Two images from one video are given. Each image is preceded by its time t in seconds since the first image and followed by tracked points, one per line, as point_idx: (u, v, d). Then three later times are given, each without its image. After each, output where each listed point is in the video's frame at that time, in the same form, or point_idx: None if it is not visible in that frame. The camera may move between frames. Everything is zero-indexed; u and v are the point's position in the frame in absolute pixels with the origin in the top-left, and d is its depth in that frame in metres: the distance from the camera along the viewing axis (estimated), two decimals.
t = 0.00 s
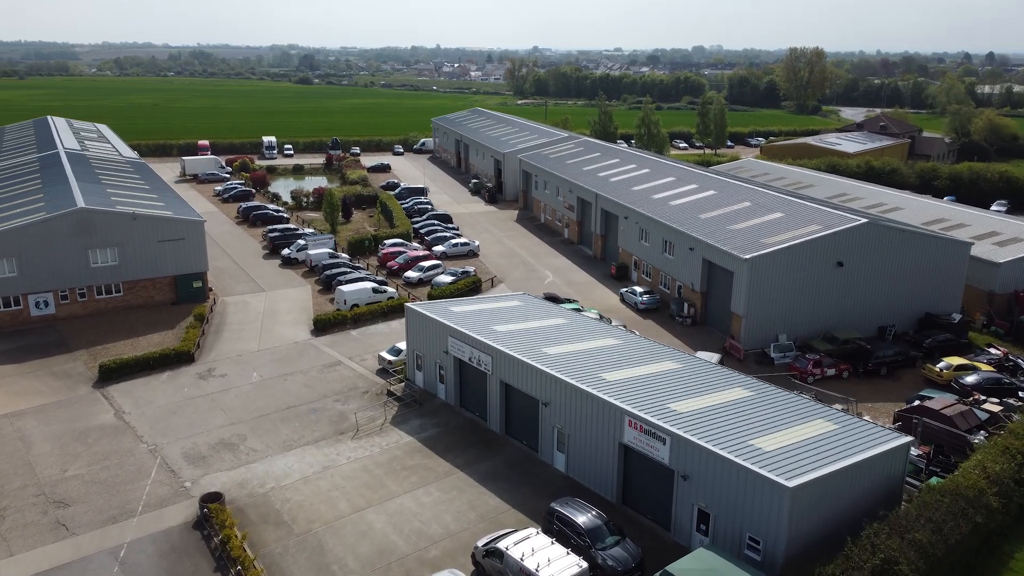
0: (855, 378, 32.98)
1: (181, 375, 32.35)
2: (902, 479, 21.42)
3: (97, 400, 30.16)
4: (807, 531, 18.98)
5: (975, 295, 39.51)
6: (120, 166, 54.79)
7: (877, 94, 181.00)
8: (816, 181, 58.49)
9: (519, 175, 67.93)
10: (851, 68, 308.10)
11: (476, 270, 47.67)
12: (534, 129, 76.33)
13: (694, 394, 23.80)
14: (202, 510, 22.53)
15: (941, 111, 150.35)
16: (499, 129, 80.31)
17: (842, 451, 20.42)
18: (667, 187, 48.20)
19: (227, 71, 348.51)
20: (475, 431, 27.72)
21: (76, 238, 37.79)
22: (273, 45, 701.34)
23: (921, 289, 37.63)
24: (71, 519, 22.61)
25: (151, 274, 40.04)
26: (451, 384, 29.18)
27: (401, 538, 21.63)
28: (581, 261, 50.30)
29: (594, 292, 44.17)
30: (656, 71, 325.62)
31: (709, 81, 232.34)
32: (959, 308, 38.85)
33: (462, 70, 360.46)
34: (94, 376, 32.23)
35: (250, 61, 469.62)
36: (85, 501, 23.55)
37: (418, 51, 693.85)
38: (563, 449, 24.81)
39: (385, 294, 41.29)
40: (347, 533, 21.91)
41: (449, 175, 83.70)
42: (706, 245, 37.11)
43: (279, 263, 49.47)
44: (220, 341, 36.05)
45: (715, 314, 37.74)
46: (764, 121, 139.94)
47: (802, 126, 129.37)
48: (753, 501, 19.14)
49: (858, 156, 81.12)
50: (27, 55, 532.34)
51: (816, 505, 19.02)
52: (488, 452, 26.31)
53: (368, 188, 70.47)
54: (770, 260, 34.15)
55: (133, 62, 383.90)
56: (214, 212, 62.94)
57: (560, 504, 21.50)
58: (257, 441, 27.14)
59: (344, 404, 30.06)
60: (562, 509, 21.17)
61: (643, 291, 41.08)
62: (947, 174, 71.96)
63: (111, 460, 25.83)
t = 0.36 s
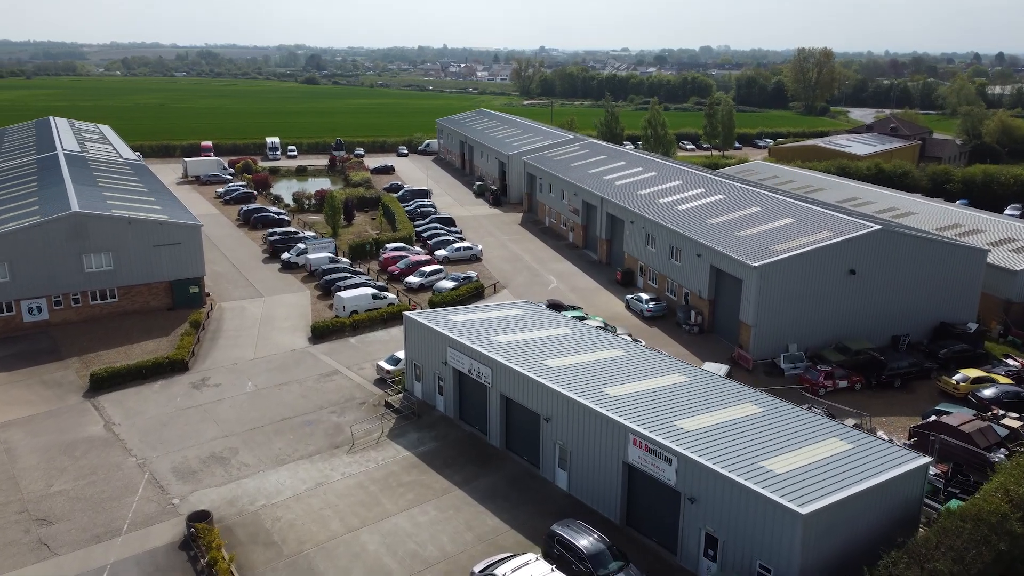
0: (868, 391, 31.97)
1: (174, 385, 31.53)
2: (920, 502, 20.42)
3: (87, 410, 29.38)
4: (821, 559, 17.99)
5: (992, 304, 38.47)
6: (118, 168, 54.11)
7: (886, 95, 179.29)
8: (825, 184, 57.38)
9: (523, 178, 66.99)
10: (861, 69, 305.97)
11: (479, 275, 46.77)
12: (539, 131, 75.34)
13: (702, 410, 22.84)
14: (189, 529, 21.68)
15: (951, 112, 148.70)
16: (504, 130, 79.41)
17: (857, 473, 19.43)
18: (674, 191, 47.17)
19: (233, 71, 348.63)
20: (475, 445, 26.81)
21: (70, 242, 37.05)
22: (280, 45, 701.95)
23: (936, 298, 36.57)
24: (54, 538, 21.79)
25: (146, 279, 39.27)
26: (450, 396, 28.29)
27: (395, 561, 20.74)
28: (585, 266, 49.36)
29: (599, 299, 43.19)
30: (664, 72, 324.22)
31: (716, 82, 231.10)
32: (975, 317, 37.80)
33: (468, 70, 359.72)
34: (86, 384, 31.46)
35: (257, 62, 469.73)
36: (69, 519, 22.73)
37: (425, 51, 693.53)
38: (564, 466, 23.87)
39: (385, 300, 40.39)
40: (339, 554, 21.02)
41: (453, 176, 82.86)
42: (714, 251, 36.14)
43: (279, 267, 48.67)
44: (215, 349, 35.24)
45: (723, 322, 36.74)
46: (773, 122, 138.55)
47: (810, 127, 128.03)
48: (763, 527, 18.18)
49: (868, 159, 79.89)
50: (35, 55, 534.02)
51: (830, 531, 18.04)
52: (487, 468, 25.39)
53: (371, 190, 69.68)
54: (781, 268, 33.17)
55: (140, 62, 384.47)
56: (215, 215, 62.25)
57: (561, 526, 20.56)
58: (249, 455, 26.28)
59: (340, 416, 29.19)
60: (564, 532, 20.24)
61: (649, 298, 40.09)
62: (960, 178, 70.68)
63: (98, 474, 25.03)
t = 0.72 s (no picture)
0: (883, 403, 30.88)
1: (167, 394, 30.71)
2: (941, 526, 19.37)
3: (77, 420, 28.56)
4: None
5: (1009, 312, 37.42)
6: (118, 170, 53.37)
7: (896, 96, 177.69)
8: (836, 187, 56.40)
9: (529, 180, 66.04)
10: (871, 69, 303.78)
11: (482, 280, 45.83)
12: (545, 132, 74.39)
13: (711, 427, 21.85)
14: (174, 549, 20.77)
15: (963, 113, 147.03)
16: (509, 131, 78.49)
17: (875, 497, 18.42)
18: (682, 194, 46.15)
19: (240, 71, 348.79)
20: (474, 459, 25.86)
21: (64, 246, 36.24)
22: (288, 45, 701.92)
23: (952, 306, 35.48)
24: (35, 557, 20.95)
25: (142, 284, 38.44)
26: (450, 408, 27.37)
27: None
28: (591, 271, 48.38)
29: (605, 305, 42.19)
30: (670, 71, 322.96)
31: (724, 82, 229.92)
32: (993, 327, 36.71)
33: (474, 70, 359.18)
34: (76, 393, 30.64)
35: (265, 62, 469.69)
36: (51, 537, 21.86)
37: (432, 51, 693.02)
38: (567, 484, 22.92)
39: (385, 305, 39.50)
40: None
41: (458, 178, 82.00)
42: (723, 257, 35.13)
43: (279, 271, 47.85)
44: (211, 356, 34.41)
45: (731, 330, 35.71)
46: (782, 123, 137.11)
47: (820, 128, 126.70)
48: (776, 555, 17.18)
49: (880, 161, 78.66)
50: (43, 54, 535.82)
51: (847, 560, 17.03)
52: (486, 484, 24.44)
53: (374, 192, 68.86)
54: (792, 276, 32.17)
55: (147, 62, 385.09)
56: (216, 218, 61.53)
57: (563, 549, 19.59)
58: (241, 469, 25.40)
59: (336, 428, 28.29)
60: (565, 555, 19.26)
61: (656, 305, 39.10)
62: (973, 181, 69.35)
63: (84, 489, 24.19)
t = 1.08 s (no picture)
0: (901, 417, 29.75)
1: (162, 403, 29.91)
2: (967, 555, 18.28)
3: (68, 430, 27.77)
4: None
5: None
6: (120, 172, 52.70)
7: (909, 97, 175.67)
8: (850, 191, 55.18)
9: (536, 182, 65.05)
10: (884, 70, 301.20)
11: (487, 285, 44.89)
12: (553, 133, 73.41)
13: (722, 446, 20.81)
14: (160, 571, 19.92)
15: (977, 114, 144.98)
16: (517, 133, 77.52)
17: (898, 524, 17.36)
18: (692, 198, 45.06)
19: (249, 71, 349.39)
20: (475, 475, 24.91)
21: (60, 250, 35.52)
22: (299, 45, 701.61)
23: (972, 316, 34.31)
24: None
25: (140, 288, 37.67)
26: (451, 421, 26.43)
27: None
28: (598, 276, 47.37)
29: (613, 311, 41.17)
30: (679, 71, 321.71)
31: (734, 83, 228.47)
32: (1013, 337, 35.55)
33: (483, 70, 358.76)
34: (70, 402, 29.89)
35: (275, 62, 470.31)
36: (35, 556, 21.05)
37: (442, 51, 692.70)
38: (571, 504, 21.94)
39: (388, 311, 38.63)
40: None
41: (465, 179, 81.11)
42: (735, 264, 34.09)
43: (281, 275, 47.06)
44: (209, 364, 33.60)
45: (743, 340, 34.62)
46: (794, 124, 135.62)
47: (831, 130, 125.27)
48: None
49: (894, 163, 77.28)
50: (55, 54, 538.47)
51: None
52: (487, 501, 23.49)
53: (379, 193, 68.06)
54: (807, 284, 31.11)
55: (158, 62, 386.20)
56: (219, 220, 60.83)
57: None
58: (234, 484, 24.54)
59: (334, 440, 27.41)
60: None
61: (665, 312, 38.03)
62: (990, 184, 67.88)
63: (72, 504, 23.38)
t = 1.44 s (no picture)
0: (922, 433, 28.56)
1: (159, 412, 29.15)
2: None
3: (62, 440, 27.06)
4: None
5: None
6: (124, 173, 52.11)
7: (925, 97, 173.37)
8: (867, 195, 53.89)
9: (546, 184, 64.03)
10: (899, 70, 298.00)
11: (494, 290, 43.94)
12: (564, 134, 72.38)
13: (736, 467, 19.76)
14: None
15: (996, 114, 142.70)
16: (527, 133, 76.58)
17: (924, 555, 16.27)
18: (705, 202, 43.96)
19: (262, 71, 350.30)
20: (477, 492, 23.96)
21: (58, 254, 34.88)
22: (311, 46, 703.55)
23: (996, 326, 33.10)
24: None
25: (140, 293, 36.98)
26: (454, 435, 25.51)
27: None
28: (608, 281, 46.33)
29: (623, 318, 40.13)
30: (692, 72, 320.04)
31: (747, 83, 226.68)
32: None
33: (495, 70, 358.30)
34: (64, 410, 29.19)
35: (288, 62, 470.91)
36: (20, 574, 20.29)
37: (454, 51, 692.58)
38: (577, 525, 20.98)
39: (392, 317, 37.71)
40: None
41: (474, 181, 80.23)
42: (749, 271, 33.01)
43: (285, 279, 46.30)
44: (208, 371, 32.83)
45: (757, 349, 33.53)
46: (808, 125, 133.93)
47: (846, 131, 123.60)
48: None
49: (911, 166, 75.81)
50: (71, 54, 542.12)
51: None
52: (489, 520, 22.54)
53: (387, 195, 67.29)
54: (824, 293, 30.02)
55: (172, 62, 388.01)
56: (225, 222, 60.22)
57: None
58: (228, 499, 23.72)
59: (333, 453, 26.54)
60: None
61: (677, 320, 36.94)
62: (1011, 187, 66.26)
63: (61, 519, 22.62)
